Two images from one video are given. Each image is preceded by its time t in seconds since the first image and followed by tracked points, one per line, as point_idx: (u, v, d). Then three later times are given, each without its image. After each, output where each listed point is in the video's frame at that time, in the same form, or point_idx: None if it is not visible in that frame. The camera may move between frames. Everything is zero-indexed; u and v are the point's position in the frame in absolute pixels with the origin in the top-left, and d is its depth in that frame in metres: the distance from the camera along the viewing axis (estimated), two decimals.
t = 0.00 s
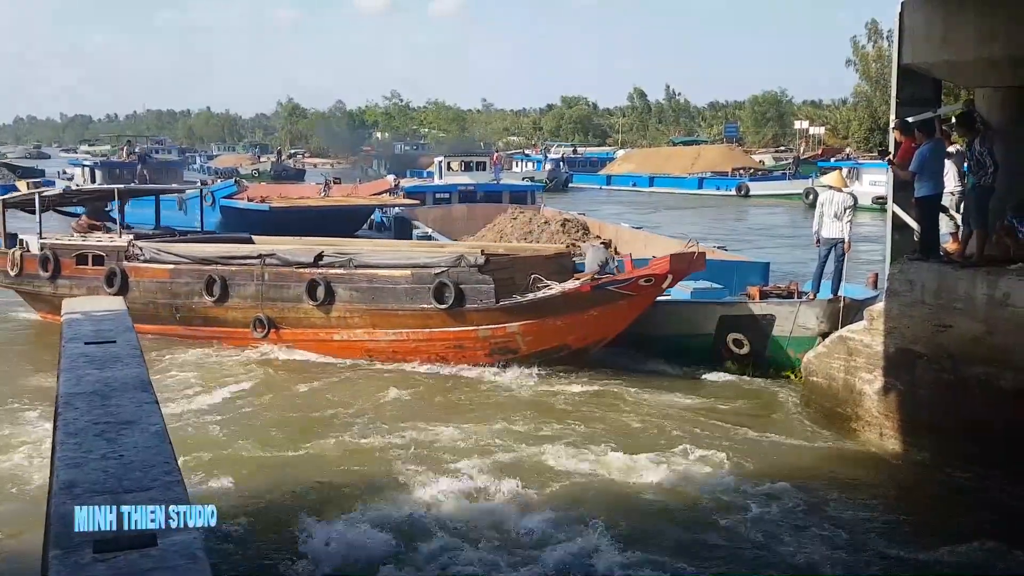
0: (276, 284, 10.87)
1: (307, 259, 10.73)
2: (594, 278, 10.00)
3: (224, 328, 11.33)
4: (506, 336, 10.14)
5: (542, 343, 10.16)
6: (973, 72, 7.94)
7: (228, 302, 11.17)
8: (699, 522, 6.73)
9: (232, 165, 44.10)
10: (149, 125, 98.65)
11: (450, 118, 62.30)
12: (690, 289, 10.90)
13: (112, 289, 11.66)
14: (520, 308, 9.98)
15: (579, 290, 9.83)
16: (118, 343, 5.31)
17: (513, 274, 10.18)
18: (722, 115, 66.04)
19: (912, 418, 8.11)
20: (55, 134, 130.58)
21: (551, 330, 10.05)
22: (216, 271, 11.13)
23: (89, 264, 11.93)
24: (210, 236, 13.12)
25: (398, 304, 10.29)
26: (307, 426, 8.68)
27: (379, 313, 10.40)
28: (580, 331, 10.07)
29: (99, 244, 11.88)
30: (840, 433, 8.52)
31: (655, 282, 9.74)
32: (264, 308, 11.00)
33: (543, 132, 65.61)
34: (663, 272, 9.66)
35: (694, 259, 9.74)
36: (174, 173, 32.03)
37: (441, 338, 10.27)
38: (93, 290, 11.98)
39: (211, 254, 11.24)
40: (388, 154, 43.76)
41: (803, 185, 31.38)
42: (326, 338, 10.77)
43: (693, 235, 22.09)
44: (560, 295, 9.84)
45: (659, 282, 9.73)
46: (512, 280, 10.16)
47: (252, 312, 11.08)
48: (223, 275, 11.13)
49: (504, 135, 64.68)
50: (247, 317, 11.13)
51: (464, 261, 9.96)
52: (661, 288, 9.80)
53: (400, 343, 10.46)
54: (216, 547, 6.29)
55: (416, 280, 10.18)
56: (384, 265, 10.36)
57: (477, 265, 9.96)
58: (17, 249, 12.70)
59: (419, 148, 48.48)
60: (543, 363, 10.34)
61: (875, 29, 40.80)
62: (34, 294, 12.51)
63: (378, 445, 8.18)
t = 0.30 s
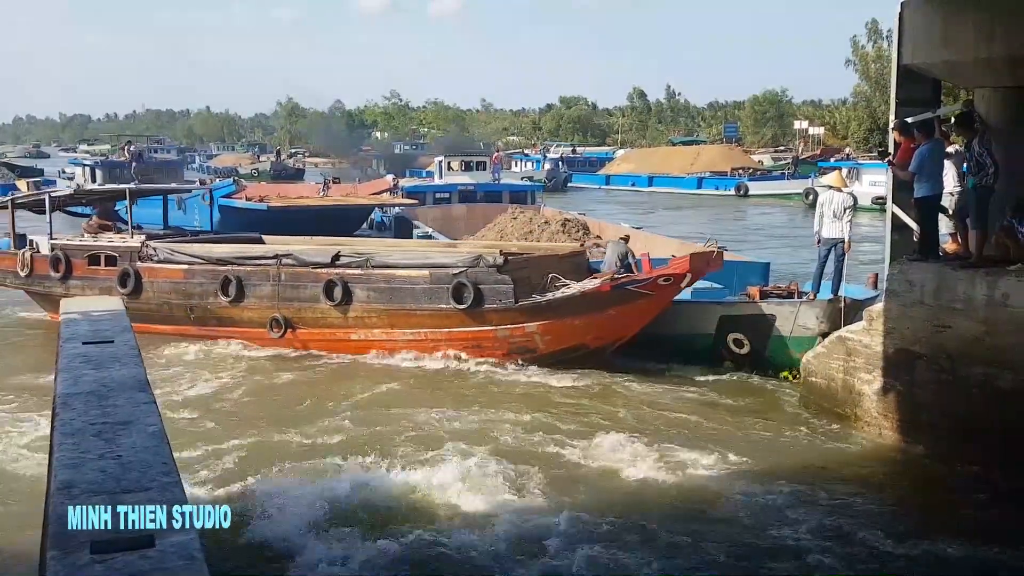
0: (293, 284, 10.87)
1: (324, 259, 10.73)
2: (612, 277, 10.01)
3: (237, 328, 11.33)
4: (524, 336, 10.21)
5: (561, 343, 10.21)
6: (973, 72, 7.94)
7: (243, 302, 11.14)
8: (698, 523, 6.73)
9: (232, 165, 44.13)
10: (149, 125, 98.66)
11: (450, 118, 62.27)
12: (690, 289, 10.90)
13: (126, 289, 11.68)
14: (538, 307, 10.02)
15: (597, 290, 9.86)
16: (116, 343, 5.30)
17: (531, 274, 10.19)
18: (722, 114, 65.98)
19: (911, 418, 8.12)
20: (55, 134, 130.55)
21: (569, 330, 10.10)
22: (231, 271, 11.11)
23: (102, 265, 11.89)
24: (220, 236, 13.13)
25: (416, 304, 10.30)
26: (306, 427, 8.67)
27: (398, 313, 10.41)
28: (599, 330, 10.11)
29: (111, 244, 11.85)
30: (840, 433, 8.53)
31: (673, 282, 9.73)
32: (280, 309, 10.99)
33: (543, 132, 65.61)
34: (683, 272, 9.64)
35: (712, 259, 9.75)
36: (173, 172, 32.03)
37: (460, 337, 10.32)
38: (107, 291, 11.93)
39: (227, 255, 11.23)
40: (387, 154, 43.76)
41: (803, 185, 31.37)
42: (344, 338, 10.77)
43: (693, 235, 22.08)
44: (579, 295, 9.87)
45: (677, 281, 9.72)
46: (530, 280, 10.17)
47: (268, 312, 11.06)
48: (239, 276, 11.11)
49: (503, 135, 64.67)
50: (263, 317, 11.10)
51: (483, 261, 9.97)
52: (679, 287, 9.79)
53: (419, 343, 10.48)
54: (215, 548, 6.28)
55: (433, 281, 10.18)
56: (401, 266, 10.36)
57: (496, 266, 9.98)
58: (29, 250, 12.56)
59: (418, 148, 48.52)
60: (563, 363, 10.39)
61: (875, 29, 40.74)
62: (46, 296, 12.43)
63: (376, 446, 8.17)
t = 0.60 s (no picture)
0: (299, 286, 10.87)
1: (329, 261, 10.72)
2: (616, 280, 10.01)
3: (242, 329, 11.35)
4: (529, 338, 10.18)
5: (563, 344, 10.23)
6: (973, 72, 7.93)
7: (250, 304, 11.14)
8: (698, 522, 6.74)
9: (232, 165, 44.17)
10: (149, 125, 98.64)
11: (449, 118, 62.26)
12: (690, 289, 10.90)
13: (135, 290, 11.72)
14: (542, 310, 9.99)
15: (601, 293, 9.86)
16: (115, 343, 5.29)
17: (536, 275, 10.17)
18: (722, 114, 65.97)
19: (910, 418, 8.12)
20: (54, 134, 130.50)
21: (572, 331, 10.13)
22: (237, 272, 11.13)
23: (112, 266, 11.93)
24: (228, 237, 13.16)
25: (421, 307, 10.28)
26: (307, 426, 8.66)
27: (402, 315, 10.39)
28: (601, 332, 10.15)
29: (121, 245, 11.89)
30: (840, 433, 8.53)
31: (678, 285, 9.75)
32: (287, 312, 10.99)
33: (542, 132, 65.59)
34: (687, 275, 9.67)
35: (721, 262, 9.85)
36: (173, 172, 32.02)
37: (464, 339, 10.29)
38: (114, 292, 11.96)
39: (235, 256, 11.23)
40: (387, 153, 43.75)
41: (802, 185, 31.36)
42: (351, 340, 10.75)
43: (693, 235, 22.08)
44: (583, 298, 9.88)
45: (682, 284, 9.74)
46: (535, 281, 10.14)
47: (274, 314, 11.06)
48: (245, 278, 11.12)
49: (503, 134, 64.65)
50: (269, 319, 11.10)
51: (486, 263, 9.97)
52: (683, 291, 9.82)
53: (424, 344, 10.44)
54: (214, 549, 6.29)
55: (437, 283, 10.18)
56: (406, 268, 10.36)
57: (499, 268, 9.96)
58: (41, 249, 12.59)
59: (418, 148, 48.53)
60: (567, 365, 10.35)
61: (875, 29, 40.73)
62: (55, 296, 12.42)
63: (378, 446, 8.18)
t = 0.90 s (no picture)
0: (307, 287, 10.84)
1: (337, 262, 10.69)
2: (623, 281, 9.99)
3: (246, 328, 11.38)
4: (535, 341, 10.12)
5: (571, 346, 10.15)
6: (974, 72, 7.92)
7: (258, 304, 11.14)
8: (698, 522, 6.74)
9: (232, 166, 44.22)
10: (149, 125, 98.59)
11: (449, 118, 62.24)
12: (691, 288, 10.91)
13: (146, 290, 11.75)
14: (550, 312, 9.96)
15: (608, 295, 9.83)
16: (115, 344, 5.29)
17: (543, 277, 10.11)
18: (722, 113, 65.93)
19: (911, 418, 8.11)
20: (54, 134, 130.56)
21: (579, 333, 10.06)
22: (246, 273, 11.11)
23: (124, 265, 11.96)
24: (239, 236, 13.15)
25: (427, 308, 10.27)
26: (308, 424, 8.66)
27: (409, 316, 10.39)
28: (609, 333, 10.09)
29: (132, 245, 11.91)
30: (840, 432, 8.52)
31: (686, 286, 9.76)
32: (292, 312, 10.99)
33: (542, 132, 65.58)
34: (695, 277, 9.65)
35: (729, 263, 9.83)
36: (173, 172, 31.99)
37: (471, 341, 10.27)
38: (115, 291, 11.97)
39: (244, 257, 11.20)
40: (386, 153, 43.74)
41: (802, 185, 31.33)
42: (358, 341, 10.72)
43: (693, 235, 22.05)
44: (590, 300, 9.85)
45: (690, 286, 9.74)
46: (541, 283, 10.09)
47: (280, 315, 11.06)
48: (254, 278, 11.10)
49: (502, 134, 64.62)
50: (277, 319, 11.10)
51: (493, 265, 9.91)
52: (691, 292, 9.82)
53: (431, 345, 10.44)
54: (214, 548, 6.29)
55: (444, 285, 10.15)
56: (413, 270, 10.32)
57: (506, 270, 9.89)
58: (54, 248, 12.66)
59: (418, 148, 48.53)
60: (576, 366, 10.26)
61: (875, 28, 40.69)
62: (68, 294, 12.48)
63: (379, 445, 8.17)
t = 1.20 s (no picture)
0: (314, 287, 10.83)
1: (344, 262, 10.69)
2: (628, 282, 9.96)
3: (249, 330, 11.40)
4: (540, 341, 10.12)
5: (577, 346, 10.13)
6: (975, 72, 7.92)
7: (267, 304, 11.13)
8: (699, 522, 6.74)
9: (232, 165, 44.20)
10: (149, 125, 98.59)
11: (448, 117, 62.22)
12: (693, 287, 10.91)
13: (156, 290, 11.78)
14: (555, 312, 9.93)
15: (613, 295, 9.78)
16: (114, 343, 5.28)
17: (549, 279, 10.08)
18: (722, 113, 65.90)
19: (911, 418, 8.10)
20: (54, 133, 130.60)
21: (585, 334, 10.03)
22: (255, 273, 11.11)
23: (135, 265, 12.01)
24: (249, 236, 13.18)
25: (432, 308, 10.24)
26: (305, 430, 8.62)
27: (415, 316, 10.38)
28: (615, 334, 10.05)
29: (143, 245, 11.93)
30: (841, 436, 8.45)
31: (691, 286, 9.76)
32: (298, 313, 11.00)
33: (542, 132, 65.57)
34: (700, 276, 9.65)
35: (735, 263, 9.89)
36: (173, 171, 31.97)
37: (477, 341, 10.28)
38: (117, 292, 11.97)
39: (253, 257, 11.19)
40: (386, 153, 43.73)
41: (802, 184, 31.28)
42: (365, 340, 10.75)
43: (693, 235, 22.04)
44: (595, 300, 9.83)
45: (695, 286, 9.75)
46: (548, 284, 10.06)
47: (287, 315, 11.06)
48: (262, 279, 11.09)
49: (502, 134, 64.62)
50: (283, 319, 11.09)
51: (499, 265, 9.87)
52: (696, 291, 9.82)
53: (437, 346, 10.44)
54: (212, 550, 6.27)
55: (450, 285, 10.09)
56: (419, 270, 10.31)
57: (511, 270, 9.85)
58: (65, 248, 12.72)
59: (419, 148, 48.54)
60: (582, 365, 10.27)
61: (875, 28, 40.64)
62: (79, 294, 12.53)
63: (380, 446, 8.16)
